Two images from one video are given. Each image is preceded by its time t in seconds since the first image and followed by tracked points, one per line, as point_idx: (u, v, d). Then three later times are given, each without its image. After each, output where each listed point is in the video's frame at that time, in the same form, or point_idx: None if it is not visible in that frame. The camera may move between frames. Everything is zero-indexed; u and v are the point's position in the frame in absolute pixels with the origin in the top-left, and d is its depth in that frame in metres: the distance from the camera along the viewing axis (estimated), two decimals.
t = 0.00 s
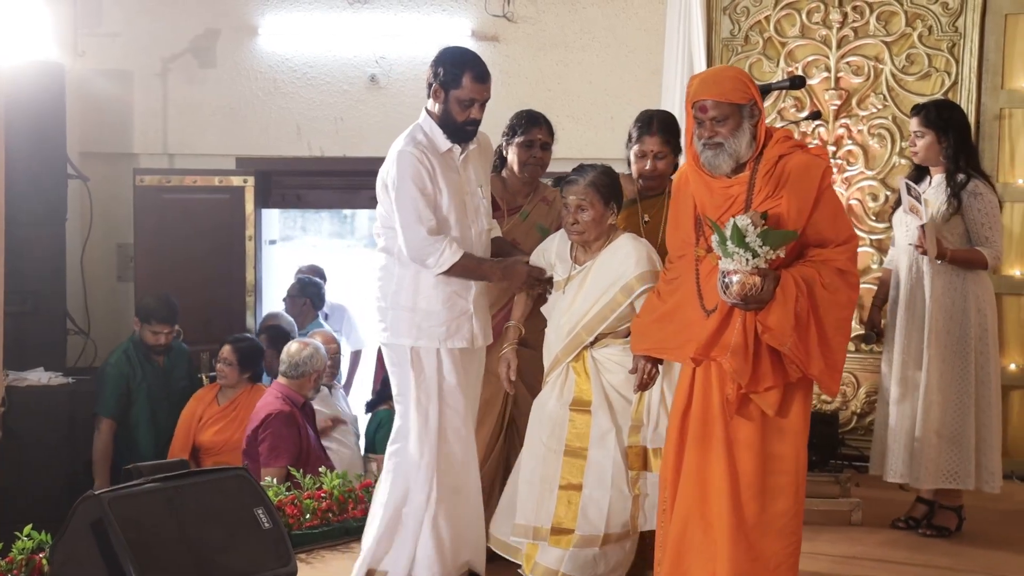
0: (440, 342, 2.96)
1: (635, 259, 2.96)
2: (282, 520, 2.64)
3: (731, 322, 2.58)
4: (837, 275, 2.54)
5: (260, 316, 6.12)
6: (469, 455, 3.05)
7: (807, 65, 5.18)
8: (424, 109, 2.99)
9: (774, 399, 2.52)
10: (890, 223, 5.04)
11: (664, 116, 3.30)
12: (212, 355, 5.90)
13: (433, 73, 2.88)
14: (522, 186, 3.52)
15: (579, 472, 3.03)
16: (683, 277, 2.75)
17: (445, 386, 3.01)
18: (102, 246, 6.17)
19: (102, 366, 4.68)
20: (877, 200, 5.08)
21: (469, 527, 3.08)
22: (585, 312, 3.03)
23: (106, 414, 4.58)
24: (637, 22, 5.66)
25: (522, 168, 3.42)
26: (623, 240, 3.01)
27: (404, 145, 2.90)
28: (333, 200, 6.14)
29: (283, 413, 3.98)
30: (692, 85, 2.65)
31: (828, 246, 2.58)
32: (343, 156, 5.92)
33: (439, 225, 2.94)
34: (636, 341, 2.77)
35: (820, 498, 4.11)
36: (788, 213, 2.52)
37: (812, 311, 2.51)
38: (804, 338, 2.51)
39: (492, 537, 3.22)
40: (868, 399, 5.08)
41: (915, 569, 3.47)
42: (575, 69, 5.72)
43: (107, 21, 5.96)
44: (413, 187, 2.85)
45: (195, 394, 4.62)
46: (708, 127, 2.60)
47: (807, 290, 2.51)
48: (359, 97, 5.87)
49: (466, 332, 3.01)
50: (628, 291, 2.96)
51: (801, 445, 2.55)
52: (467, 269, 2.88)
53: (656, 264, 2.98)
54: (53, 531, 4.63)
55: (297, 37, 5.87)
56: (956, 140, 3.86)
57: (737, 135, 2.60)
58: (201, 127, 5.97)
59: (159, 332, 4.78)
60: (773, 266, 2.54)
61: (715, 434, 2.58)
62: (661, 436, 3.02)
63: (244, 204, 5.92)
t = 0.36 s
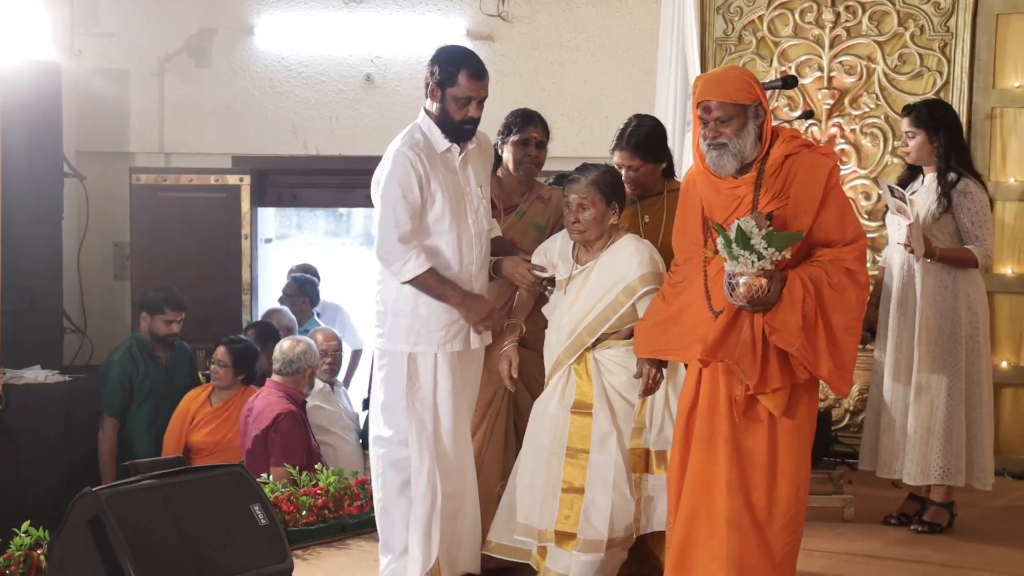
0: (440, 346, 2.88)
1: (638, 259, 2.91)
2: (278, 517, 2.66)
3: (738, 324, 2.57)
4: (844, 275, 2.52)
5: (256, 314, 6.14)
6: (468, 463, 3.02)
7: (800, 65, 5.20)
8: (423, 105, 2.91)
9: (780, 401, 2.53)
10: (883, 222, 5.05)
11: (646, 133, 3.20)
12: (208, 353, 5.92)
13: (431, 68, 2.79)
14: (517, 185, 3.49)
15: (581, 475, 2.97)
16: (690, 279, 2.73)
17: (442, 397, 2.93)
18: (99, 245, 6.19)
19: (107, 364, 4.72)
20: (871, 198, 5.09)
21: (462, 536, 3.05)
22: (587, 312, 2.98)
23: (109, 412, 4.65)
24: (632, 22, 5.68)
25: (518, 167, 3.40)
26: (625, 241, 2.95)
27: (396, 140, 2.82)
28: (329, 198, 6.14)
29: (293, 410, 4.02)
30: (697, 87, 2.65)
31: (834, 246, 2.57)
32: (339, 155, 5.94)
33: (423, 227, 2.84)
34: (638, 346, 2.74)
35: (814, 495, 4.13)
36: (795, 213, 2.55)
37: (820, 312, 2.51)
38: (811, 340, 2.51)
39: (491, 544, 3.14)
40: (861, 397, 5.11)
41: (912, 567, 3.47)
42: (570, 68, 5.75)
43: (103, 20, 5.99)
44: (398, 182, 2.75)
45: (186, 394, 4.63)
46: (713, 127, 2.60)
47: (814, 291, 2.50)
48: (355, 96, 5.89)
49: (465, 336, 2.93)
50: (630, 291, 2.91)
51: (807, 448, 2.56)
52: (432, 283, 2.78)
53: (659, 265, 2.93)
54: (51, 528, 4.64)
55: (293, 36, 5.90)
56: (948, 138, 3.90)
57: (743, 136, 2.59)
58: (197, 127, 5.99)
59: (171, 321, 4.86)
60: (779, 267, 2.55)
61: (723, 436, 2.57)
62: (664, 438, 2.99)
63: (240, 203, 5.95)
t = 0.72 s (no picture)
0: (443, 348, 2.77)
1: (648, 261, 2.90)
2: (278, 513, 2.69)
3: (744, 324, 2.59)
4: (849, 276, 2.50)
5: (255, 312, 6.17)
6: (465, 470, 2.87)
7: (796, 64, 5.23)
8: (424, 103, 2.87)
9: (785, 400, 2.53)
10: (879, 221, 5.07)
11: (628, 143, 3.22)
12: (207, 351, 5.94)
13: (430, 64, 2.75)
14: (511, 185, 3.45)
15: (586, 475, 2.94)
16: (695, 280, 2.75)
17: (446, 399, 2.81)
18: (99, 244, 6.23)
19: (115, 359, 4.92)
20: (867, 197, 5.11)
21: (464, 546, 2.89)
22: (595, 312, 2.96)
23: (117, 407, 4.82)
24: (630, 21, 5.69)
25: (510, 166, 3.37)
26: (637, 241, 2.94)
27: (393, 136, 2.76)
28: (328, 197, 6.17)
29: (293, 409, 4.06)
30: (699, 88, 2.66)
31: (840, 246, 2.56)
32: (337, 153, 5.96)
33: (412, 229, 2.76)
34: (647, 349, 2.75)
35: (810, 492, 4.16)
36: (799, 213, 2.56)
37: (824, 312, 2.51)
38: (816, 340, 2.51)
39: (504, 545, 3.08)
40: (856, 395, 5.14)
41: (910, 565, 3.48)
42: (567, 68, 5.77)
43: (103, 19, 6.04)
44: (388, 177, 2.67)
45: (181, 391, 4.68)
46: (714, 127, 2.61)
47: (819, 291, 2.51)
48: (354, 95, 5.91)
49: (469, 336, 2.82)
50: (640, 292, 2.91)
51: (811, 445, 2.59)
52: (391, 295, 2.66)
53: (670, 267, 2.92)
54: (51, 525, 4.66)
55: (291, 35, 5.92)
56: (945, 137, 3.92)
57: (744, 136, 2.60)
58: (196, 126, 6.02)
59: (183, 315, 5.04)
60: (783, 267, 2.55)
61: (727, 435, 2.60)
62: (670, 440, 2.94)
63: (239, 201, 6.00)
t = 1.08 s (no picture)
0: (442, 349, 2.78)
1: (656, 258, 2.91)
2: (277, 511, 2.71)
3: (743, 327, 2.62)
4: (848, 280, 2.51)
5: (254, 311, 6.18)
6: (460, 468, 2.84)
7: (794, 64, 5.25)
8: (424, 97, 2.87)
9: (786, 404, 2.55)
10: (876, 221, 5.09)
11: (624, 146, 3.25)
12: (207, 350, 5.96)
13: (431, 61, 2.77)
14: (504, 183, 3.46)
15: (599, 474, 2.92)
16: (696, 282, 2.75)
17: (443, 397, 2.81)
18: (99, 243, 6.25)
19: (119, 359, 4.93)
20: (863, 197, 5.10)
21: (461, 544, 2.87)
22: (603, 311, 2.96)
23: (117, 406, 4.83)
24: (628, 22, 5.71)
25: (504, 164, 3.38)
26: (645, 240, 2.94)
27: (393, 130, 2.75)
28: (328, 196, 6.19)
29: (291, 407, 4.08)
30: (699, 90, 2.67)
31: (839, 249, 2.57)
32: (336, 154, 5.98)
33: (405, 225, 2.76)
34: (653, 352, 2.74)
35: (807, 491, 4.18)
36: (799, 216, 2.60)
37: (823, 316, 2.53)
38: (815, 343, 2.53)
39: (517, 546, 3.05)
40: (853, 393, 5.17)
41: (911, 563, 3.50)
42: (566, 68, 5.79)
43: (103, 19, 6.06)
44: (385, 172, 2.67)
45: (175, 391, 4.69)
46: (713, 129, 2.63)
47: (818, 295, 2.52)
48: (353, 95, 5.93)
49: (470, 336, 2.84)
50: (648, 291, 2.92)
51: (811, 447, 2.61)
52: (364, 294, 2.66)
53: (677, 264, 2.94)
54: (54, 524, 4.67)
55: (290, 36, 5.95)
56: (943, 138, 3.95)
57: (743, 138, 2.61)
58: (195, 125, 6.05)
59: (189, 314, 5.06)
60: (781, 271, 2.58)
61: (728, 438, 2.62)
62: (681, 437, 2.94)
63: (239, 201, 6.02)
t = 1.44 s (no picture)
0: (440, 352, 2.76)
1: (666, 261, 2.94)
2: (279, 510, 2.71)
3: (739, 333, 2.63)
4: (846, 287, 2.52)
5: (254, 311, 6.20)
6: (461, 463, 2.87)
7: (792, 66, 5.27)
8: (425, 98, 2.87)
9: (785, 411, 2.57)
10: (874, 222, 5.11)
11: (621, 148, 3.27)
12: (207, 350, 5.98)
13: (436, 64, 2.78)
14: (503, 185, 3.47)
15: (613, 477, 2.94)
16: (697, 285, 2.78)
17: (442, 399, 2.80)
18: (100, 243, 6.30)
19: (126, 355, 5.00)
20: (862, 198, 5.12)
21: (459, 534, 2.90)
22: (614, 314, 2.99)
23: (123, 404, 4.87)
24: (628, 23, 5.72)
25: (505, 167, 3.39)
26: (655, 241, 2.97)
27: (392, 131, 2.76)
28: (328, 197, 6.23)
29: (290, 406, 4.10)
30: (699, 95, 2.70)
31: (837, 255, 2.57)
32: (336, 154, 6.02)
33: (402, 226, 2.76)
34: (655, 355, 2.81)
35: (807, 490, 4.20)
36: (797, 221, 2.59)
37: (819, 323, 2.53)
38: (812, 350, 2.54)
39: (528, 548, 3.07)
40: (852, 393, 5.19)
41: (912, 563, 3.51)
42: (565, 69, 5.81)
43: (103, 20, 6.10)
44: (382, 173, 2.67)
45: (170, 393, 4.70)
46: (712, 134, 2.64)
47: (814, 301, 2.52)
48: (352, 96, 5.97)
49: (469, 339, 2.82)
50: (659, 292, 2.93)
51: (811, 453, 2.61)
52: (355, 294, 2.67)
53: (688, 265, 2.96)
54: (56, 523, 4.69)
55: (291, 37, 5.99)
56: (943, 140, 3.97)
57: (742, 143, 2.63)
58: (196, 125, 6.10)
59: (195, 313, 5.12)
60: (779, 276, 2.58)
61: (728, 443, 2.62)
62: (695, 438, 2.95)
63: (239, 201, 6.03)
